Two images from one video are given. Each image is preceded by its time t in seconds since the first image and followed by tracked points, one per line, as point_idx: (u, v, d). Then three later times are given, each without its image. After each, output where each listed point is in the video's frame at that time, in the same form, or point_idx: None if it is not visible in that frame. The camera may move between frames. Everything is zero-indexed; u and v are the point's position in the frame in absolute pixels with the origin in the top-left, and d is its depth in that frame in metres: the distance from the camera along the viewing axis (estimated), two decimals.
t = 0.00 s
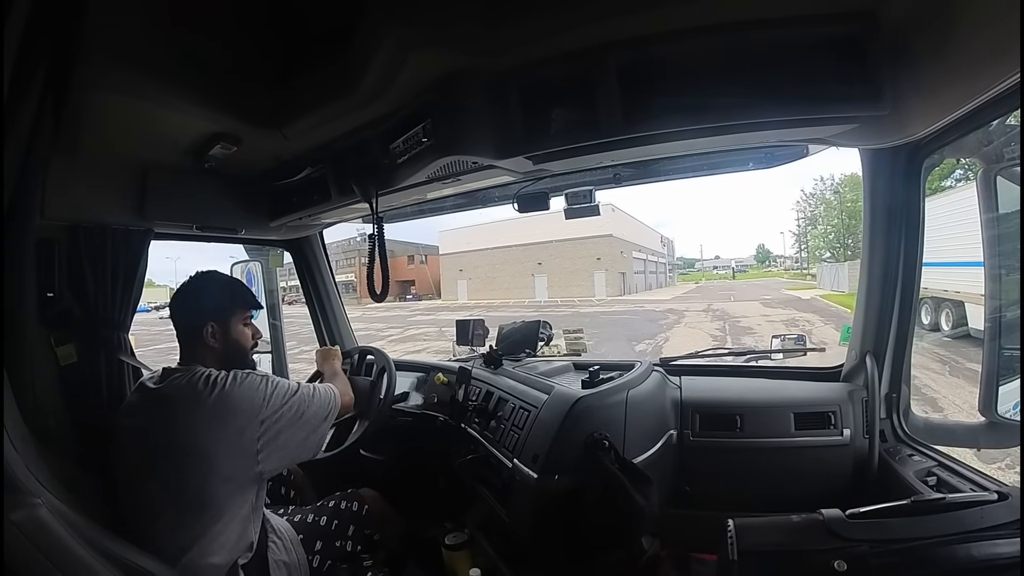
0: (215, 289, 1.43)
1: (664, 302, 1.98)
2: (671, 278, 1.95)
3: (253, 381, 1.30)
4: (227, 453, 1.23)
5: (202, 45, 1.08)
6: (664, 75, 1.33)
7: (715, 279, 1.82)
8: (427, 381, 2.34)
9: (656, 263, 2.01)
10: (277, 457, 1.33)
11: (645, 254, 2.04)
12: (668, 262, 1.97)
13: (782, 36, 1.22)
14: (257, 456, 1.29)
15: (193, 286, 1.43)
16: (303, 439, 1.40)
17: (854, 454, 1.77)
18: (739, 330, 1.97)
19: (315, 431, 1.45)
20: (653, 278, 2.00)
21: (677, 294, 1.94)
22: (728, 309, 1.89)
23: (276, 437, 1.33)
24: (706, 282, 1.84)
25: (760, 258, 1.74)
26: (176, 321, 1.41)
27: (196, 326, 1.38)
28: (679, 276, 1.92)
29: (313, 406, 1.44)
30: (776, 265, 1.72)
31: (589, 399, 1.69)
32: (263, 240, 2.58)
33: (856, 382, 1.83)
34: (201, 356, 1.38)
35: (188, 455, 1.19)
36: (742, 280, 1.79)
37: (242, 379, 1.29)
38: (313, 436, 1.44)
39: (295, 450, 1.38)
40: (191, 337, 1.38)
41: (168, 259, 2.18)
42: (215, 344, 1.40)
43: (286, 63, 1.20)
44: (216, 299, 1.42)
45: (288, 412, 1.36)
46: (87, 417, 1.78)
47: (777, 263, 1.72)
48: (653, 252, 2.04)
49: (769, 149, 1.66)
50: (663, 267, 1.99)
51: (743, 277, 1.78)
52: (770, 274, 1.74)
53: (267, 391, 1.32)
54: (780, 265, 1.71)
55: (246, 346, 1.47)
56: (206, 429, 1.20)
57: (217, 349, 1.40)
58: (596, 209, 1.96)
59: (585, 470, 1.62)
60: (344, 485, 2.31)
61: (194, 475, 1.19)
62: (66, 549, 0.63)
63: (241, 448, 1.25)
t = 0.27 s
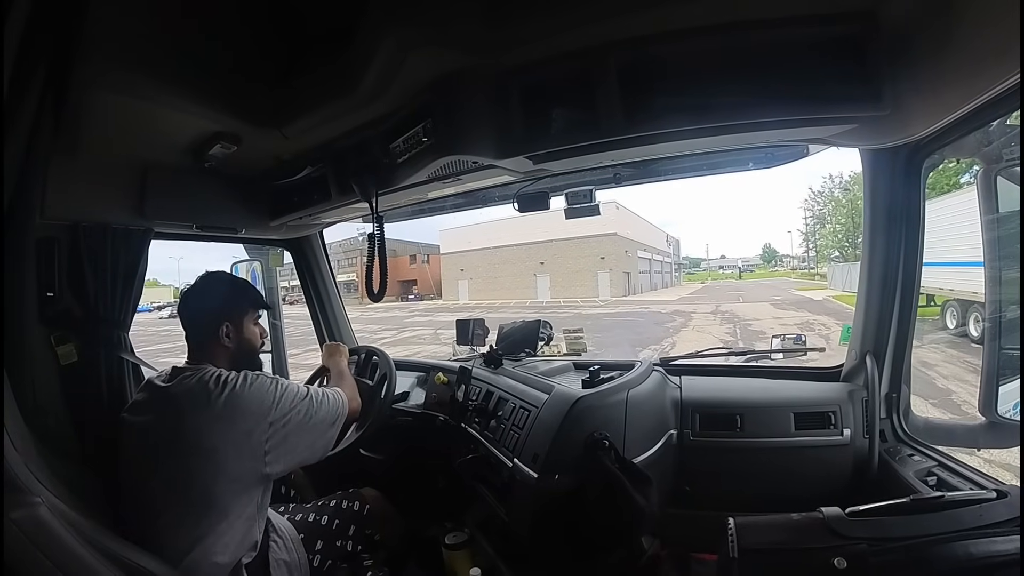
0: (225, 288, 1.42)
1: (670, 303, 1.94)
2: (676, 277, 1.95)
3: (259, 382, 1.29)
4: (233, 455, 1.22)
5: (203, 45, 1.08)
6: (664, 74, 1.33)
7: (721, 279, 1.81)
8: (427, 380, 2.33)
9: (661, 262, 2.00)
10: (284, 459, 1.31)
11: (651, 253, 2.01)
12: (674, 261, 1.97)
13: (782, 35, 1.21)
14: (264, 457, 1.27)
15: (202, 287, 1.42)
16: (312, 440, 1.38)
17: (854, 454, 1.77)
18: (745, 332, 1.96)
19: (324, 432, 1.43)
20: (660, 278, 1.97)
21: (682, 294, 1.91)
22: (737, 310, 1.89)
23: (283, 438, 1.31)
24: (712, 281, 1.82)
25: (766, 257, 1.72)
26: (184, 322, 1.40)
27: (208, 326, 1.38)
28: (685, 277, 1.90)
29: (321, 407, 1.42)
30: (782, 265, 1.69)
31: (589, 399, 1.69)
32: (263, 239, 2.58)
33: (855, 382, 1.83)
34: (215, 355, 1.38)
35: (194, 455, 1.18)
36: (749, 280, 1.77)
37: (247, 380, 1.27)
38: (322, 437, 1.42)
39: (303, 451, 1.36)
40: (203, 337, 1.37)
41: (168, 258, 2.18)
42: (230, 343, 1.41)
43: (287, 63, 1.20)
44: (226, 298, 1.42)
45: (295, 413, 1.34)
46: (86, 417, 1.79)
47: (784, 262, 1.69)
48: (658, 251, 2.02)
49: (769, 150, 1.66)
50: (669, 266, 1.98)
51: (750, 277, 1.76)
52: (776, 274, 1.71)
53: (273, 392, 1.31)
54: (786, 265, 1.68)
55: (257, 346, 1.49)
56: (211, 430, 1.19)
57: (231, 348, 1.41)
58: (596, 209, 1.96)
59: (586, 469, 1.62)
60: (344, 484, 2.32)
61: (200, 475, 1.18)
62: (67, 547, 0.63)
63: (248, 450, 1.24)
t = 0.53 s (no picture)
0: (224, 292, 1.42)
1: (677, 305, 1.96)
2: (684, 278, 1.97)
3: (259, 388, 1.28)
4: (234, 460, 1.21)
5: (203, 46, 1.08)
6: (664, 74, 1.33)
7: (728, 279, 1.80)
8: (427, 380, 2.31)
9: (667, 261, 2.01)
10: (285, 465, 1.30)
11: (657, 252, 2.03)
12: (681, 261, 1.98)
13: (783, 35, 1.21)
14: (265, 464, 1.26)
15: (198, 289, 1.41)
16: (313, 447, 1.37)
17: (856, 454, 1.77)
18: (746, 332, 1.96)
19: (325, 439, 1.41)
20: (666, 278, 2.00)
21: (689, 294, 1.94)
22: (748, 312, 1.87)
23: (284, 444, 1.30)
24: (719, 282, 1.82)
25: (773, 256, 1.71)
26: (183, 326, 1.39)
27: (209, 330, 1.37)
28: (691, 276, 1.93)
29: (322, 412, 1.41)
30: (790, 265, 1.68)
31: (590, 399, 1.69)
32: (264, 240, 2.58)
33: (857, 382, 1.83)
34: (216, 359, 1.38)
35: (194, 459, 1.18)
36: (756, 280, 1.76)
37: (247, 386, 1.27)
38: (324, 444, 1.41)
39: (304, 457, 1.35)
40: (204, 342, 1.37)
41: (168, 259, 2.18)
42: (229, 346, 1.41)
43: (288, 63, 1.20)
44: (226, 302, 1.42)
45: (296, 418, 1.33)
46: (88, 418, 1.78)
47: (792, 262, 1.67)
48: (665, 250, 2.03)
49: (770, 150, 1.66)
50: (675, 266, 2.00)
51: (758, 276, 1.75)
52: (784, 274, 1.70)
53: (274, 397, 1.30)
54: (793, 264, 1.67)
55: (257, 345, 1.50)
56: (211, 435, 1.19)
57: (232, 351, 1.41)
58: (597, 210, 1.97)
59: (587, 470, 1.62)
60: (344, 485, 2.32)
61: (198, 480, 1.18)
62: (68, 548, 0.63)
63: (249, 456, 1.23)
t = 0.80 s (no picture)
0: (227, 292, 1.43)
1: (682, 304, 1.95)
2: (687, 277, 1.90)
3: (258, 385, 1.29)
4: (234, 456, 1.22)
5: (203, 45, 1.08)
6: (664, 74, 1.33)
7: (732, 278, 1.81)
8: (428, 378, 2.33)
9: (671, 260, 1.94)
10: (285, 462, 1.31)
11: (661, 252, 1.97)
12: (685, 260, 1.91)
13: (782, 35, 1.21)
14: (264, 460, 1.27)
15: (198, 288, 1.41)
16: (312, 443, 1.38)
17: (854, 453, 1.77)
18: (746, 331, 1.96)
19: (323, 436, 1.42)
20: (670, 277, 1.93)
21: (693, 294, 1.90)
22: (755, 314, 1.86)
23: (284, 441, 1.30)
24: (723, 281, 1.83)
25: (778, 256, 1.70)
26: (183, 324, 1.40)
27: (210, 330, 1.38)
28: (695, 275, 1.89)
29: (319, 413, 1.41)
30: (794, 264, 1.68)
31: (589, 398, 1.69)
32: (263, 239, 2.58)
33: (856, 381, 1.83)
34: (217, 358, 1.38)
35: (192, 455, 1.18)
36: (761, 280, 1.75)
37: (246, 382, 1.28)
38: (323, 440, 1.42)
39: (303, 454, 1.35)
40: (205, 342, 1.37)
41: (168, 258, 2.18)
42: (230, 345, 1.41)
43: (287, 63, 1.20)
44: (228, 302, 1.42)
45: (295, 414, 1.34)
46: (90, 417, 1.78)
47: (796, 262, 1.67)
48: (669, 249, 1.96)
49: (769, 149, 1.66)
50: (679, 265, 1.92)
51: (763, 276, 1.74)
52: (789, 273, 1.69)
53: (272, 394, 1.31)
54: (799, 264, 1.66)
55: (257, 342, 1.50)
56: (209, 432, 1.20)
57: (232, 349, 1.41)
58: (596, 209, 1.97)
59: (586, 468, 1.62)
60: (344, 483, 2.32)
61: (196, 476, 1.18)
62: (69, 547, 0.64)
63: (249, 452, 1.24)
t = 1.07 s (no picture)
0: (223, 290, 1.42)
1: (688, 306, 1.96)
2: (691, 277, 1.94)
3: (253, 383, 1.30)
4: (229, 454, 1.22)
5: (203, 44, 1.08)
6: (664, 74, 1.33)
7: (737, 278, 1.80)
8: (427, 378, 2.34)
9: (676, 261, 1.96)
10: (280, 460, 1.31)
11: (666, 251, 1.97)
12: (689, 260, 1.95)
13: (783, 35, 1.21)
14: (260, 459, 1.27)
15: (194, 288, 1.41)
16: (307, 441, 1.38)
17: (853, 454, 1.77)
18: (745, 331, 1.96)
19: (319, 435, 1.42)
20: (674, 277, 1.95)
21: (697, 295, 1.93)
22: (766, 317, 1.87)
23: (279, 440, 1.30)
24: (728, 281, 1.83)
25: (783, 255, 1.68)
26: (179, 323, 1.40)
27: (206, 328, 1.38)
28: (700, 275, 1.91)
29: (314, 412, 1.42)
30: (799, 264, 1.67)
31: (588, 398, 1.69)
32: (262, 238, 2.58)
33: (855, 382, 1.83)
34: (212, 356, 1.38)
35: (188, 453, 1.19)
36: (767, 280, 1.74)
37: (242, 381, 1.28)
38: (318, 439, 1.42)
39: (298, 452, 1.36)
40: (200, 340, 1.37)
41: (168, 256, 2.18)
42: (228, 343, 1.41)
43: (288, 61, 1.20)
44: (224, 300, 1.42)
45: (290, 413, 1.34)
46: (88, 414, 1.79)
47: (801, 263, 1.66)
48: (674, 249, 1.98)
49: (769, 150, 1.66)
50: (684, 265, 1.95)
51: (768, 276, 1.73)
52: (795, 273, 1.67)
53: (268, 392, 1.31)
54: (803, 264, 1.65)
55: (252, 340, 1.51)
56: (205, 429, 1.20)
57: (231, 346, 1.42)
58: (596, 209, 1.97)
59: (585, 468, 1.62)
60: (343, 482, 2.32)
61: (192, 474, 1.18)
62: (67, 544, 0.64)
63: (244, 450, 1.24)
